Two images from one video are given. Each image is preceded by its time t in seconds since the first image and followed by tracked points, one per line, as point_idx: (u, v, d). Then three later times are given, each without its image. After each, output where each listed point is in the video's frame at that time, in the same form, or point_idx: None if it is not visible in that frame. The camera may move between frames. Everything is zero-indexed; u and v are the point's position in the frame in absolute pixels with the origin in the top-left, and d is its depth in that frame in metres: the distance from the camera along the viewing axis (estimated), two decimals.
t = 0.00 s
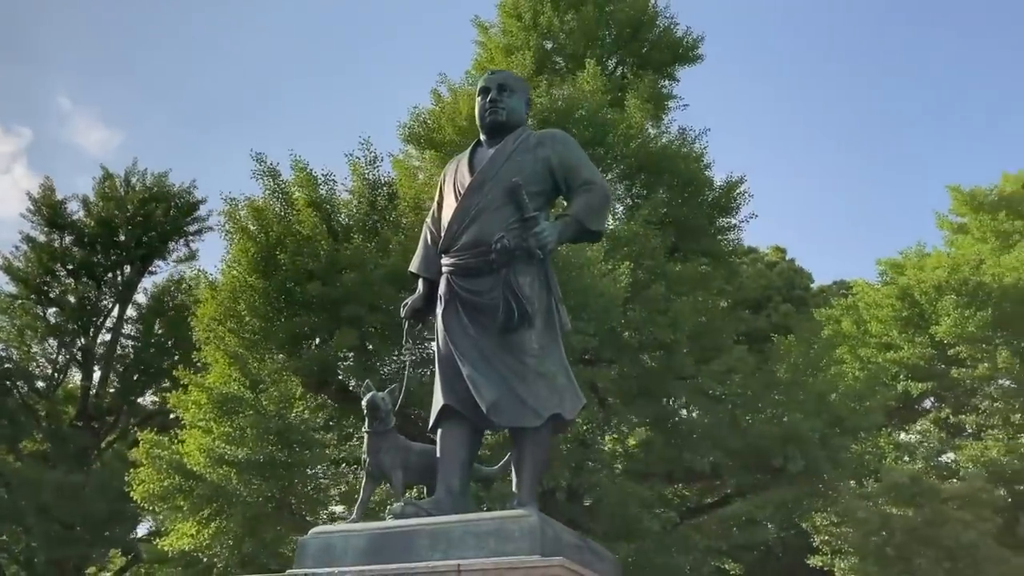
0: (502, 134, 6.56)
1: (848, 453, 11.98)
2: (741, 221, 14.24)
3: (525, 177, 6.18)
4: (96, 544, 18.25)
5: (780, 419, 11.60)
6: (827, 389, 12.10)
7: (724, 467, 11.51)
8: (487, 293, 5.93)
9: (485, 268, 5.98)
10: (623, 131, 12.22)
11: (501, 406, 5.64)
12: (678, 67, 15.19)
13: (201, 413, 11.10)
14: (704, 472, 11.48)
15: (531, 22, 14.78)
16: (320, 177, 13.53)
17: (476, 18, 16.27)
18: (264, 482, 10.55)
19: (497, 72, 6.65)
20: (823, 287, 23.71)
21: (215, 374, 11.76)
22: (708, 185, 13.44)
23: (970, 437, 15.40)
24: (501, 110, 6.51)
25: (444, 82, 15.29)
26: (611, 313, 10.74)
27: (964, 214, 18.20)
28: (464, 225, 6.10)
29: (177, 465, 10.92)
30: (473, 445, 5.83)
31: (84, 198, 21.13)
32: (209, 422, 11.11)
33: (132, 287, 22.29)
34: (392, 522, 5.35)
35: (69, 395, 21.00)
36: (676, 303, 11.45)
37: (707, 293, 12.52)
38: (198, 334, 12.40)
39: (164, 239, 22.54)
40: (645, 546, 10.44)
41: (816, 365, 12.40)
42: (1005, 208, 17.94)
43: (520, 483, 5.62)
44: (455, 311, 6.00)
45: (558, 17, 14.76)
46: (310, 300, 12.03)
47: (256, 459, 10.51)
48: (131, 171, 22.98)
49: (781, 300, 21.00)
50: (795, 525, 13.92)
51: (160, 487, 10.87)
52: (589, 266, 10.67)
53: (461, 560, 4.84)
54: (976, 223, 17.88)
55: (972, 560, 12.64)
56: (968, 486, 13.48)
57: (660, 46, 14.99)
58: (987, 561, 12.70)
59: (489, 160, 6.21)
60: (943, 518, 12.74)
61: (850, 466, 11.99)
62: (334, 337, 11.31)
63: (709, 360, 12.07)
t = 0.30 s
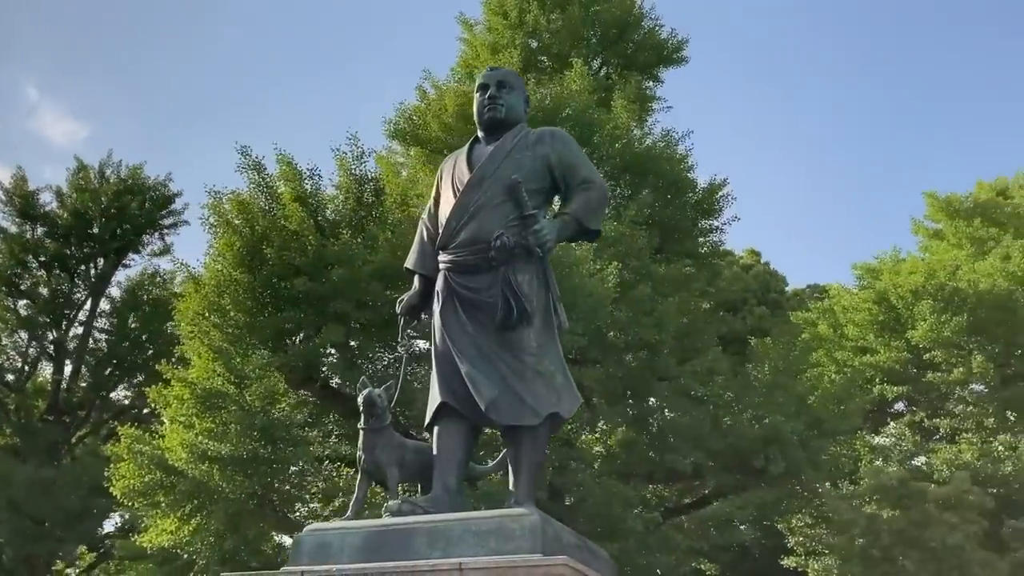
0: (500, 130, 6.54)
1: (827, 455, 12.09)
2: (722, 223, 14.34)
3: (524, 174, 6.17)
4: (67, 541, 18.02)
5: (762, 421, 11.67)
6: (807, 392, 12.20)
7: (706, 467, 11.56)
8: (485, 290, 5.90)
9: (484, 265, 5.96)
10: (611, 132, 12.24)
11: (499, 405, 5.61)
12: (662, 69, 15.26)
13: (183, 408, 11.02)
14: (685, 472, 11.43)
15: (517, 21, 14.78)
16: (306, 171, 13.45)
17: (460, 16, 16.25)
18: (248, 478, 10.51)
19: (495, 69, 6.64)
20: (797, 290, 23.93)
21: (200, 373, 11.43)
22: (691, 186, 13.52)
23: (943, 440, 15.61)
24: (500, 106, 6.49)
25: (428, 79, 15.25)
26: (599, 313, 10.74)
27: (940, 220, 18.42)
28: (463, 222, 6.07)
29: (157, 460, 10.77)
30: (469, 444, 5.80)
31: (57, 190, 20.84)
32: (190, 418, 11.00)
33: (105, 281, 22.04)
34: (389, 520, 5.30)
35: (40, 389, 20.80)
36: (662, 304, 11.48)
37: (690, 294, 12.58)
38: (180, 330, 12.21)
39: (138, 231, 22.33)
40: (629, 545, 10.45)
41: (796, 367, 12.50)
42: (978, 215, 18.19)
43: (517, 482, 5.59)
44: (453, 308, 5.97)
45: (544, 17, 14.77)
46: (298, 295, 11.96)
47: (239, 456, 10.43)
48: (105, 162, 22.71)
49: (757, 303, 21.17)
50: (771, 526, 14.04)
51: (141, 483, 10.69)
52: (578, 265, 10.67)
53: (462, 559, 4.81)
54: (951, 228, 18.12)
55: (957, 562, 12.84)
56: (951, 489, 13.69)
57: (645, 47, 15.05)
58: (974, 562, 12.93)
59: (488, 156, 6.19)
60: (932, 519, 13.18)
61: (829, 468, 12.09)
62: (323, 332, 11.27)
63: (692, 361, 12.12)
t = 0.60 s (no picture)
0: (500, 129, 6.53)
1: (807, 457, 12.19)
2: (705, 225, 14.45)
3: (524, 173, 6.16)
4: (37, 536, 17.77)
5: (743, 422, 11.74)
6: (788, 394, 12.30)
7: (687, 468, 11.60)
8: (485, 289, 5.88)
9: (484, 263, 5.94)
10: (598, 132, 12.25)
11: (498, 404, 5.59)
12: (646, 71, 15.33)
13: (166, 403, 10.98)
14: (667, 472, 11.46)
15: (503, 20, 14.78)
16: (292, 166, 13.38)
17: (445, 13, 16.22)
18: (230, 475, 10.45)
19: (495, 67, 6.63)
20: (772, 293, 24.15)
21: (184, 363, 11.60)
22: (676, 188, 13.58)
23: (916, 444, 15.81)
24: (499, 104, 6.47)
25: (413, 76, 15.20)
26: (586, 312, 10.73)
27: (915, 227, 18.77)
28: (463, 219, 6.05)
29: (141, 455, 10.54)
30: (467, 442, 5.77)
31: (31, 180, 20.55)
32: (173, 413, 10.99)
33: (78, 273, 21.80)
34: (387, 518, 5.26)
35: (10, 382, 20.52)
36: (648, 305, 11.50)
37: (675, 295, 12.62)
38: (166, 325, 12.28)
39: (113, 224, 22.10)
40: (611, 545, 10.45)
41: (777, 370, 12.60)
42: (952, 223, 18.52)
43: (515, 481, 5.58)
44: (452, 306, 5.94)
45: (530, 15, 14.77)
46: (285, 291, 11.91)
47: (223, 453, 10.40)
48: (80, 153, 22.43)
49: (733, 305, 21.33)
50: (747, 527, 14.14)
51: (122, 479, 10.44)
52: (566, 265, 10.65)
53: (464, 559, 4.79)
54: (927, 234, 18.36)
55: (942, 564, 12.96)
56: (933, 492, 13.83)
57: (630, 48, 15.11)
58: (959, 564, 13.08)
59: (488, 154, 6.18)
60: (919, 522, 13.36)
61: (807, 469, 12.19)
62: (309, 329, 11.22)
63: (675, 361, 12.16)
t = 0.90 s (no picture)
0: (499, 128, 6.51)
1: (786, 459, 12.29)
2: (687, 227, 14.52)
3: (525, 173, 6.15)
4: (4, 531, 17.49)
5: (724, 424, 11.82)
6: (768, 396, 12.39)
7: (668, 469, 11.65)
8: (486, 288, 5.86)
9: (485, 263, 5.91)
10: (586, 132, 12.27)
11: (499, 404, 5.57)
12: (630, 72, 15.39)
13: (148, 399, 10.90)
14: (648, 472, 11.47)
15: (488, 18, 14.78)
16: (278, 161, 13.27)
17: (429, 9, 16.17)
18: (214, 472, 10.38)
19: (494, 66, 6.61)
20: (745, 296, 24.34)
21: (169, 357, 11.48)
22: (660, 190, 13.64)
23: (890, 447, 16.01)
24: (500, 103, 6.45)
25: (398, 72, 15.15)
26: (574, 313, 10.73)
27: (890, 232, 19.10)
28: (464, 219, 6.02)
29: (123, 451, 10.43)
30: (466, 442, 5.74)
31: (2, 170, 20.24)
32: (155, 409, 10.90)
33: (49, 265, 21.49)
34: (387, 518, 5.21)
35: None
36: (633, 306, 11.52)
37: (658, 296, 12.67)
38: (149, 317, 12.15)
39: (85, 215, 21.82)
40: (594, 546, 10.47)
41: (758, 372, 12.69)
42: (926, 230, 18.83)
43: (514, 482, 5.57)
44: (452, 306, 5.91)
45: (516, 14, 14.77)
46: (272, 286, 11.81)
47: (207, 449, 10.32)
48: (52, 143, 22.11)
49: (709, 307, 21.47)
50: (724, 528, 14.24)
51: (102, 475, 10.31)
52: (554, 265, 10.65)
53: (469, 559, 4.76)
54: (902, 240, 18.60)
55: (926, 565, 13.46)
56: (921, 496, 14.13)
57: (614, 50, 15.17)
58: (945, 566, 13.51)
59: (489, 153, 6.15)
60: (905, 524, 13.84)
61: (786, 471, 12.29)
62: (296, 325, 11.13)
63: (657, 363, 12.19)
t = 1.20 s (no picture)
0: (499, 128, 6.49)
1: (763, 461, 12.39)
2: (667, 230, 14.59)
3: (526, 173, 6.14)
4: None
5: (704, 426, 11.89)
6: (746, 398, 12.49)
7: (648, 470, 11.70)
8: (487, 289, 5.84)
9: (486, 263, 5.89)
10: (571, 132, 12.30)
11: (500, 406, 5.55)
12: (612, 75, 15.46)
13: (129, 394, 10.76)
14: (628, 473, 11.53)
15: (473, 16, 14.78)
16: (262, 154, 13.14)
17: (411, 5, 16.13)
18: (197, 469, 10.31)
19: (495, 66, 6.59)
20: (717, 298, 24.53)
21: (152, 351, 11.33)
22: (642, 193, 13.71)
23: (861, 451, 16.21)
24: (501, 102, 6.44)
25: (380, 68, 15.07)
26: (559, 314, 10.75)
27: (863, 238, 19.38)
28: (464, 219, 5.99)
29: (104, 447, 10.39)
30: (465, 442, 5.72)
31: None
32: (136, 405, 10.77)
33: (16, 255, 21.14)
34: (389, 518, 5.18)
35: None
36: (617, 307, 11.56)
37: (641, 298, 12.72)
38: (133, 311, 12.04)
39: (54, 205, 21.49)
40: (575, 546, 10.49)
41: (736, 375, 12.79)
42: (898, 237, 19.11)
43: (514, 482, 5.56)
44: (452, 306, 5.88)
45: (500, 13, 14.77)
46: (258, 281, 11.69)
47: (189, 445, 10.24)
48: (21, 130, 21.75)
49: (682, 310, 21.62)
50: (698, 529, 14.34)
51: (81, 470, 10.30)
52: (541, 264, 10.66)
53: (474, 561, 4.74)
54: (874, 246, 18.86)
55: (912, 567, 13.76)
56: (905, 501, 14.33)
57: (597, 52, 15.23)
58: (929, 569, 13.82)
59: (491, 153, 6.14)
60: (891, 528, 14.06)
61: (763, 473, 12.40)
62: (283, 321, 11.03)
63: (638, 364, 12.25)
